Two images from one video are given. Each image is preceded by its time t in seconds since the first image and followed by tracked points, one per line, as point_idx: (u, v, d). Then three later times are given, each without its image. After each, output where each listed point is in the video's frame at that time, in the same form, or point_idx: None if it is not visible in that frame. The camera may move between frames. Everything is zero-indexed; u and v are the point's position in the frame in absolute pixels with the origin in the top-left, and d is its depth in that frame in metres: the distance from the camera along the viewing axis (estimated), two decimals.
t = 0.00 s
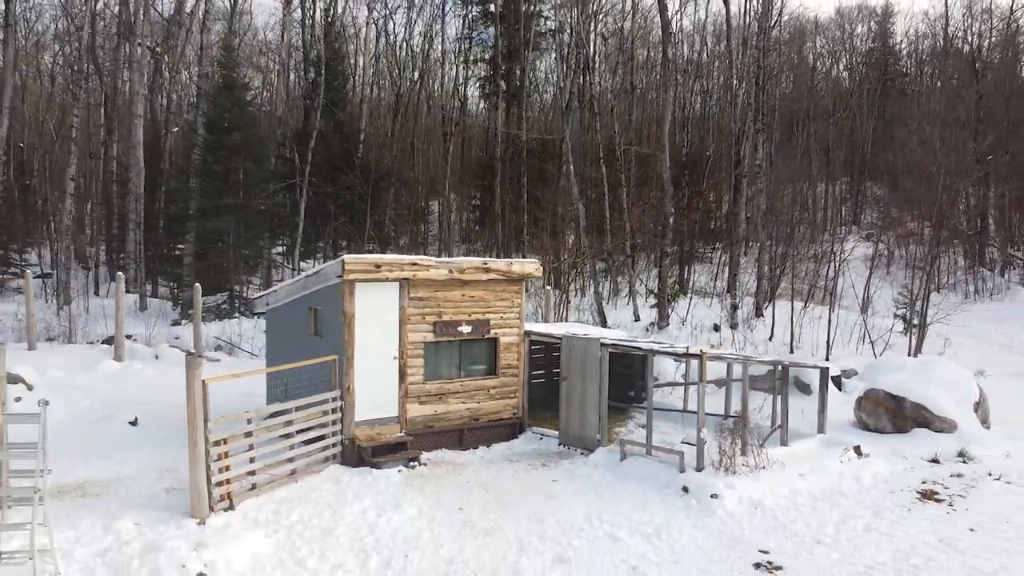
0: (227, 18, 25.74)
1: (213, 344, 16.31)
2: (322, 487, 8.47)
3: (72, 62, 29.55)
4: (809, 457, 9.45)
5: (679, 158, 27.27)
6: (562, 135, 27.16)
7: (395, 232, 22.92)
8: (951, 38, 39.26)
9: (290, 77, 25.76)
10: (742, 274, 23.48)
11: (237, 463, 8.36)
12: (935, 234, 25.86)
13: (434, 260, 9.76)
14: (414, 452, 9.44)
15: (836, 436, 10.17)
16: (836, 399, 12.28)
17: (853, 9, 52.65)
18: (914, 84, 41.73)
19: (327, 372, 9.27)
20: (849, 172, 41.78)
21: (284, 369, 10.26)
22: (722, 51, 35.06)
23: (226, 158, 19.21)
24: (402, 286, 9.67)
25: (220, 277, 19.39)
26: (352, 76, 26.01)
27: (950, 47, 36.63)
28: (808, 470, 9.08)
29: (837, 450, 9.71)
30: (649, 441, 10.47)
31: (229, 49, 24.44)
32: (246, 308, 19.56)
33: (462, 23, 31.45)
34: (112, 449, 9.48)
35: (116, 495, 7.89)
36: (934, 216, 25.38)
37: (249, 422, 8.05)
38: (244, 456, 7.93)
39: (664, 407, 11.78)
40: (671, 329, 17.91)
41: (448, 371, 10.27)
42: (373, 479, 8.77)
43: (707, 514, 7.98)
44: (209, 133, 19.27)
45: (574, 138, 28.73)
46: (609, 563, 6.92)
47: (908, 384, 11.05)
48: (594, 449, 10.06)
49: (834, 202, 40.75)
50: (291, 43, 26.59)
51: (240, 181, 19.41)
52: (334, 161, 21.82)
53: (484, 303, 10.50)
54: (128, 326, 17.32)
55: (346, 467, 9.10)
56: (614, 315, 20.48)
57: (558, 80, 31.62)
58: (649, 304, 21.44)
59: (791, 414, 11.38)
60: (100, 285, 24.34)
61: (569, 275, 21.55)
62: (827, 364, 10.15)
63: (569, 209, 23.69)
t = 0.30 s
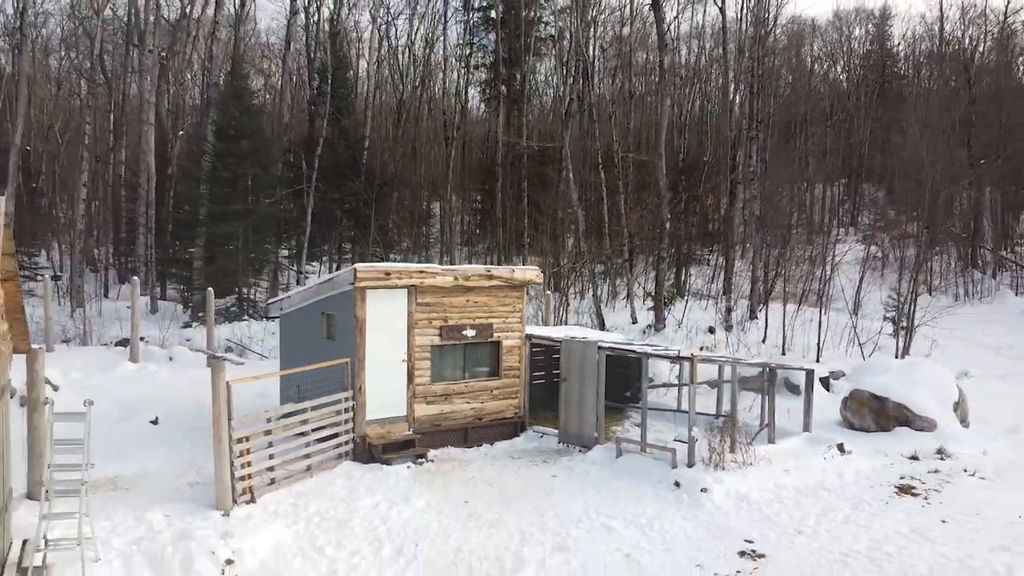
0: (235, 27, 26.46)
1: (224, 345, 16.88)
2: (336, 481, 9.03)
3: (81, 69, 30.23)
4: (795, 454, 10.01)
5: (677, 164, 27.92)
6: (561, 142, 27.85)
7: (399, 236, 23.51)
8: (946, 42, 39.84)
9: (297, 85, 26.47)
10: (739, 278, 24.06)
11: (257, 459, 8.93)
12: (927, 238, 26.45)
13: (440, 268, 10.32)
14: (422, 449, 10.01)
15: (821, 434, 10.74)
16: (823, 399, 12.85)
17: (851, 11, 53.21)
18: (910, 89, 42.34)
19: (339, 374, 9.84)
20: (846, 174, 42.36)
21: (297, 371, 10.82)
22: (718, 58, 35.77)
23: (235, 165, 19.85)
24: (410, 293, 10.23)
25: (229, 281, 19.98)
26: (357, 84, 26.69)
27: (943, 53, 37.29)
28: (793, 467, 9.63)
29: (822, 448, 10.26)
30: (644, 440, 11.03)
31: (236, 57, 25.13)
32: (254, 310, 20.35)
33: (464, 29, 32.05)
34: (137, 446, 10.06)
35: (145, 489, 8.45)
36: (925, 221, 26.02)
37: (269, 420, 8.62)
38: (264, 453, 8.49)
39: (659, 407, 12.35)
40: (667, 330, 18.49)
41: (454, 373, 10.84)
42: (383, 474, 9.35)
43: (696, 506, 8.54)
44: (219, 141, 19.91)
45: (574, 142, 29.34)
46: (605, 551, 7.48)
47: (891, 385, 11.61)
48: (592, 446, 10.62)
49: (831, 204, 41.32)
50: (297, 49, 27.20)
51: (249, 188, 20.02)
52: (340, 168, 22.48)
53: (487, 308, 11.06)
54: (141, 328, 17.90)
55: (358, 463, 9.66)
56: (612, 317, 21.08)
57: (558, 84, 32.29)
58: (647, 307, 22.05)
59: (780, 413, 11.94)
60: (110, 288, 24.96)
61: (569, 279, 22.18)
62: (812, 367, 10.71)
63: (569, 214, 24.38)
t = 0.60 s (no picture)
0: (242, 36, 27.17)
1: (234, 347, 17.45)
2: (348, 477, 9.59)
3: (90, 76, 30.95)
4: (781, 452, 10.57)
5: (675, 169, 28.54)
6: (561, 147, 28.52)
7: (402, 240, 24.09)
8: (940, 48, 40.42)
9: (302, 92, 27.14)
10: (734, 280, 24.66)
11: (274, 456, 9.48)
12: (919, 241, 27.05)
13: (445, 275, 10.89)
14: (428, 447, 10.57)
15: (807, 433, 11.30)
16: (812, 400, 13.40)
17: (847, 16, 53.79)
18: (905, 94, 42.98)
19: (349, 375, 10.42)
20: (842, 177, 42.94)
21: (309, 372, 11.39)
22: (714, 63, 36.47)
23: (244, 171, 20.51)
24: (417, 299, 10.80)
25: (238, 284, 20.58)
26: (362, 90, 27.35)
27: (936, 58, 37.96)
28: (779, 463, 10.20)
29: (807, 446, 10.82)
30: (638, 438, 11.60)
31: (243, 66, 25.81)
32: (261, 313, 20.92)
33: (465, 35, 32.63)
34: (158, 443, 10.61)
35: (169, 483, 9.01)
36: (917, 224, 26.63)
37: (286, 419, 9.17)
38: (282, 450, 9.04)
39: (654, 407, 12.91)
40: (663, 333, 19.06)
41: (458, 374, 11.40)
42: (393, 470, 9.91)
43: (687, 500, 9.10)
44: (228, 148, 20.56)
45: (573, 147, 29.95)
46: (601, 541, 8.06)
47: (875, 386, 12.18)
48: (589, 444, 11.18)
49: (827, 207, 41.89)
50: (302, 55, 27.78)
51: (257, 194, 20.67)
52: (345, 174, 23.09)
53: (490, 313, 11.62)
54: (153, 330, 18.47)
55: (368, 459, 10.23)
56: (611, 319, 21.68)
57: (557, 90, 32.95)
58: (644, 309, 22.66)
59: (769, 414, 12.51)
60: (120, 291, 25.58)
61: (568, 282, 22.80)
62: (798, 369, 11.27)
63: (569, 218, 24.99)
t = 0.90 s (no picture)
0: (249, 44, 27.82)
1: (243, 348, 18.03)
2: (359, 472, 10.17)
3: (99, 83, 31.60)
4: (769, 449, 11.15)
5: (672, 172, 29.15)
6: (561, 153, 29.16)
7: (406, 243, 24.67)
8: (935, 52, 41.01)
9: (307, 98, 27.77)
10: (730, 283, 25.26)
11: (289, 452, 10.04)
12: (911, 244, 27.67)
13: (450, 281, 11.47)
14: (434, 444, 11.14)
15: (794, 431, 11.88)
16: (801, 399, 13.99)
17: (845, 19, 54.35)
18: (900, 97, 43.59)
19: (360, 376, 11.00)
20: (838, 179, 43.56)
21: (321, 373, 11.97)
22: (711, 68, 37.09)
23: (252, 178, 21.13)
24: (423, 303, 11.38)
25: (246, 286, 21.18)
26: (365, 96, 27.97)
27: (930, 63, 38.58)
28: (766, 460, 10.78)
29: (794, 443, 11.40)
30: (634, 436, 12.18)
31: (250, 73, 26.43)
32: (269, 314, 21.50)
33: (466, 41, 33.23)
34: (178, 440, 11.19)
35: (191, 477, 9.58)
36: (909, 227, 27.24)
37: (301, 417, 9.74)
38: (297, 446, 9.60)
39: (649, 406, 13.49)
40: (660, 335, 19.65)
41: (462, 375, 11.98)
42: (401, 465, 10.49)
43: (679, 494, 9.67)
44: (236, 155, 21.18)
45: (572, 151, 30.55)
46: (597, 531, 8.64)
47: (860, 387, 12.75)
48: (587, 441, 11.74)
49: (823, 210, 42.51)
50: (307, 62, 28.39)
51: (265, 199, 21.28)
52: (350, 179, 23.68)
53: (493, 316, 12.20)
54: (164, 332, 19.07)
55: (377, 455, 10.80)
56: (609, 320, 22.29)
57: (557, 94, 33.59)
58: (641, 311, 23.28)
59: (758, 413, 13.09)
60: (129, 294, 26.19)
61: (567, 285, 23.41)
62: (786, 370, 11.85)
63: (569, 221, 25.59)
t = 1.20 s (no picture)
0: (255, 50, 28.47)
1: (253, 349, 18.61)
2: (369, 467, 10.75)
3: (108, 89, 32.25)
4: (757, 446, 11.73)
5: (670, 177, 29.85)
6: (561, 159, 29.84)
7: (409, 246, 25.26)
8: (930, 56, 41.58)
9: (313, 104, 28.40)
10: (726, 285, 25.86)
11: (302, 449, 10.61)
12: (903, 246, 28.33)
13: (455, 286, 12.06)
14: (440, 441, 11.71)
15: (782, 429, 12.47)
16: (791, 398, 14.58)
17: (842, 21, 54.89)
18: (896, 100, 44.21)
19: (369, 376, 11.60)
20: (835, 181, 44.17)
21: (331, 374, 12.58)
22: (709, 73, 37.74)
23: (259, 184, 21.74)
24: (429, 307, 11.99)
25: (254, 289, 21.79)
26: (370, 102, 28.57)
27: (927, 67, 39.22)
28: (754, 456, 11.36)
29: (782, 441, 11.98)
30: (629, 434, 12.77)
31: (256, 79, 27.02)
32: (276, 316, 22.10)
33: (468, 46, 33.83)
34: (197, 438, 11.78)
35: (212, 471, 10.17)
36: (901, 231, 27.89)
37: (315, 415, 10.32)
38: (311, 443, 10.19)
39: (644, 405, 14.07)
40: (656, 336, 20.26)
41: (466, 376, 12.57)
42: (408, 461, 11.08)
43: (671, 488, 10.26)
44: (244, 161, 21.83)
45: (572, 155, 31.16)
46: (595, 521, 9.23)
47: (846, 387, 13.33)
48: (584, 439, 12.33)
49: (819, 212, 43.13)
50: (312, 68, 29.02)
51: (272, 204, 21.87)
52: (355, 185, 24.31)
53: (495, 319, 12.79)
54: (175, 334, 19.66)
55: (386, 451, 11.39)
56: (607, 322, 22.92)
57: (557, 98, 34.22)
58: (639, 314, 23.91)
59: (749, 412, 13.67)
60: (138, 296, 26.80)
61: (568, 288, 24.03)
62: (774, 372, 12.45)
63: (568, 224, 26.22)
